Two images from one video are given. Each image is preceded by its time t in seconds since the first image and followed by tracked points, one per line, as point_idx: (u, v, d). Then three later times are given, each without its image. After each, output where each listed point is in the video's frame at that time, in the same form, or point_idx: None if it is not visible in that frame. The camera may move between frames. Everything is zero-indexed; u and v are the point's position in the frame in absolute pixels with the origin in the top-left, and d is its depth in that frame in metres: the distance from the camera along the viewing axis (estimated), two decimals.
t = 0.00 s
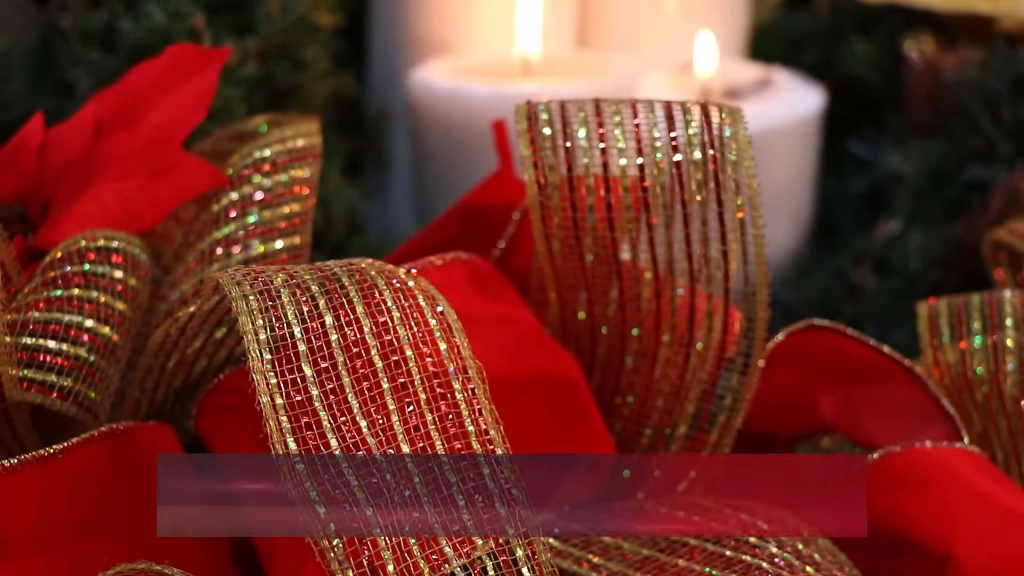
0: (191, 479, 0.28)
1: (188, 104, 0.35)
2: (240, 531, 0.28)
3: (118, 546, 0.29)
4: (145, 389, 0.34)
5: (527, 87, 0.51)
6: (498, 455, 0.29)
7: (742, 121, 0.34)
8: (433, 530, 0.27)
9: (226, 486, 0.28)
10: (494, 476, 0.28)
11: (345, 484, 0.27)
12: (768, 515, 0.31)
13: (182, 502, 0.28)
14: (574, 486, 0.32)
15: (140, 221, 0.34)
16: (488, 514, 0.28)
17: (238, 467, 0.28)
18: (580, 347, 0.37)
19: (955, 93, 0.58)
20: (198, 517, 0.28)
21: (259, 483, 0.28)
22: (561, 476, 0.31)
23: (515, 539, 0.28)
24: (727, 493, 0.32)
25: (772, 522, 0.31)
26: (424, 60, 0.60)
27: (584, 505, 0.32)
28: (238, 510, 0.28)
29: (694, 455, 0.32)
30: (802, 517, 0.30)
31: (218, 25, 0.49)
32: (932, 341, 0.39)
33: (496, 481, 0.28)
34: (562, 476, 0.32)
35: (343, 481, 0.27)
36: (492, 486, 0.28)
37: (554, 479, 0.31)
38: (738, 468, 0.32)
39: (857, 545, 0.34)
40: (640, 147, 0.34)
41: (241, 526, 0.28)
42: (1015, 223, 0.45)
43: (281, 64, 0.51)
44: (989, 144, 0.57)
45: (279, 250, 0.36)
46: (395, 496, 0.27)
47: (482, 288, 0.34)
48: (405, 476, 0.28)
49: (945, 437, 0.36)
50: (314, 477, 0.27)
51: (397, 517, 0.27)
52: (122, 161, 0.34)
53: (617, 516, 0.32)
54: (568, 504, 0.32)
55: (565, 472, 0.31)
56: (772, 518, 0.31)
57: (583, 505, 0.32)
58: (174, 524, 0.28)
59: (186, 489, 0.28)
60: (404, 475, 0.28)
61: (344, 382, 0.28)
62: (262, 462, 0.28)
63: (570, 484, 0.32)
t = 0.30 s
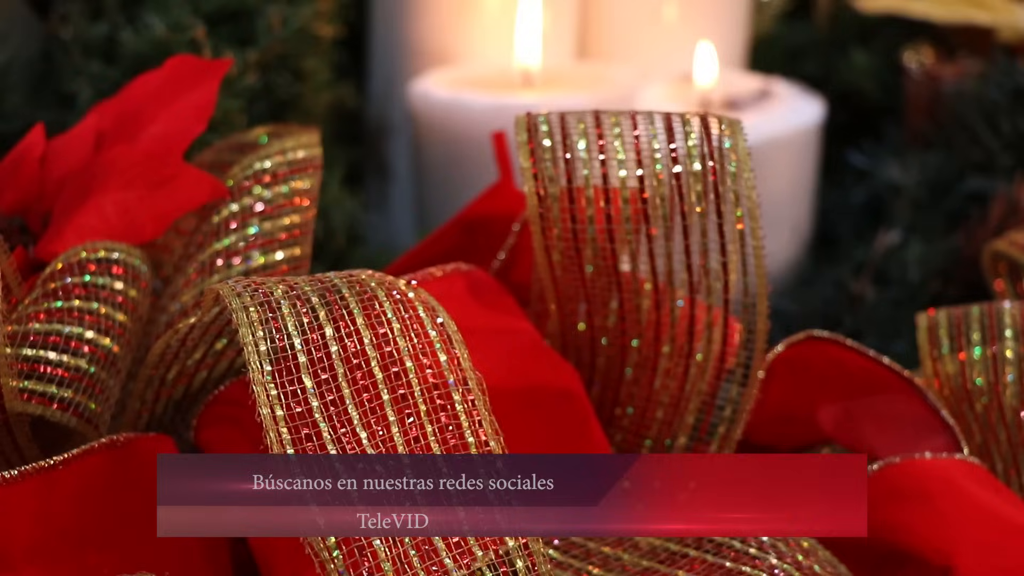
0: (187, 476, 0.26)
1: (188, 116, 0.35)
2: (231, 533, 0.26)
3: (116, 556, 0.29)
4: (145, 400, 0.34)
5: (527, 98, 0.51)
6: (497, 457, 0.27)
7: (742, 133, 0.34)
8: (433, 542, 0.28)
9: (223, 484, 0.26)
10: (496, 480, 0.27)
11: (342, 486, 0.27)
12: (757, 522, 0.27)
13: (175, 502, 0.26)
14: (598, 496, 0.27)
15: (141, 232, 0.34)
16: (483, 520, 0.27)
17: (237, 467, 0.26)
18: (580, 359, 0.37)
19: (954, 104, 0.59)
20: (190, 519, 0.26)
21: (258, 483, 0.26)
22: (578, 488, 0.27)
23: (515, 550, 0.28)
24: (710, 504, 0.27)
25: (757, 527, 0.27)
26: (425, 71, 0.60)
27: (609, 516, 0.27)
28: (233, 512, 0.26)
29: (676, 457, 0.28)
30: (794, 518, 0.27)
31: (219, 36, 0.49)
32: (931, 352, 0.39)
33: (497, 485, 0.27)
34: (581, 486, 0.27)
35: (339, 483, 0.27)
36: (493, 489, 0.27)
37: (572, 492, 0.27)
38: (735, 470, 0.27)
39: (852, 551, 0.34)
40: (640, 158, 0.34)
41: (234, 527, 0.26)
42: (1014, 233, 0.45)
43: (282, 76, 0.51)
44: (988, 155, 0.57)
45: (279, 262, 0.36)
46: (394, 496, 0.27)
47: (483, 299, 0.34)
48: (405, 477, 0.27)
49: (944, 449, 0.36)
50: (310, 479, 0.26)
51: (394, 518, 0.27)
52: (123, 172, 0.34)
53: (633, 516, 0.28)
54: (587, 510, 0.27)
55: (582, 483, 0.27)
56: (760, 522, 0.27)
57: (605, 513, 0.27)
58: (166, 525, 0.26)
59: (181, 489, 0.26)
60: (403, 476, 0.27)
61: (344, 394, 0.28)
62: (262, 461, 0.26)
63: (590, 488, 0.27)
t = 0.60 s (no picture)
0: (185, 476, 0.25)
1: (188, 127, 0.35)
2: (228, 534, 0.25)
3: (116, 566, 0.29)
4: (146, 411, 0.34)
5: (526, 109, 0.51)
6: (497, 456, 0.26)
7: (742, 144, 0.35)
8: (433, 553, 0.27)
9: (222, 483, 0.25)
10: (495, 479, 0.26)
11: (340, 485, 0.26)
12: (758, 522, 0.26)
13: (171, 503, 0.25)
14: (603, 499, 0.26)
15: (141, 243, 0.34)
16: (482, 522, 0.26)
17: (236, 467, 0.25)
18: (580, 370, 0.37)
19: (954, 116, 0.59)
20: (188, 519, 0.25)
21: (257, 484, 0.25)
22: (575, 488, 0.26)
23: (515, 561, 0.28)
24: (711, 503, 0.26)
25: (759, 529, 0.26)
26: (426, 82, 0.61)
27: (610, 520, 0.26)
28: (231, 513, 0.25)
29: (678, 456, 0.26)
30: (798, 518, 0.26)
31: (219, 48, 0.49)
32: (930, 363, 0.39)
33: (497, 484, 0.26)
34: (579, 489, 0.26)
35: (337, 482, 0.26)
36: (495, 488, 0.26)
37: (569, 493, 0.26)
38: (737, 469, 0.26)
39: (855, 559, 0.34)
40: (640, 170, 0.35)
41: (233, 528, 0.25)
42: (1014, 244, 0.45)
43: (283, 87, 0.51)
44: (987, 166, 0.57)
45: (280, 272, 0.36)
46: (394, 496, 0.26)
47: (484, 310, 0.35)
48: (404, 477, 0.26)
49: (944, 460, 0.36)
50: (308, 478, 0.26)
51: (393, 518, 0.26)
52: (123, 183, 0.34)
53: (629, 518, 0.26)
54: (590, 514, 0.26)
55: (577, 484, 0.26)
56: (761, 522, 0.26)
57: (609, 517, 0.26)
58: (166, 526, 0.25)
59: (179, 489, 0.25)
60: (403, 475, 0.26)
61: (344, 406, 0.28)
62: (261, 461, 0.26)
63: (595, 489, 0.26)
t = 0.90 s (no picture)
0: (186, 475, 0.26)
1: (188, 138, 0.35)
2: (226, 531, 0.26)
3: None
4: (145, 421, 0.34)
5: (526, 119, 0.51)
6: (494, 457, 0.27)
7: (742, 155, 0.35)
8: (433, 565, 0.28)
9: (223, 483, 0.26)
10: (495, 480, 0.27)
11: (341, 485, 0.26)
12: (754, 521, 0.27)
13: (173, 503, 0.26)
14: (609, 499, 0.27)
15: (140, 253, 0.34)
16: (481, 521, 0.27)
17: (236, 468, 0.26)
18: (580, 380, 0.38)
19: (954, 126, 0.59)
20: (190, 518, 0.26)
21: (258, 485, 0.26)
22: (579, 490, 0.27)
23: (515, 572, 0.28)
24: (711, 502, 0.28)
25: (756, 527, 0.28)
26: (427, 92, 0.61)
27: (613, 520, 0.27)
28: (227, 513, 0.26)
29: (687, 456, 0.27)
30: (798, 517, 0.27)
31: (219, 57, 0.49)
32: (932, 374, 0.39)
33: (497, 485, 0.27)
34: (583, 489, 0.27)
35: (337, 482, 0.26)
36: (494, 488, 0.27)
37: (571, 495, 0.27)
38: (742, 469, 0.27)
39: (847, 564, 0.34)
40: (640, 180, 0.35)
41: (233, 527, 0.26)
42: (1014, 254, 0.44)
43: (282, 96, 0.51)
44: (988, 176, 0.58)
45: (279, 282, 0.36)
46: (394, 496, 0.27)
47: (484, 321, 0.35)
48: (404, 477, 0.27)
49: (944, 472, 0.36)
50: (308, 478, 0.26)
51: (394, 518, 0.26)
52: (122, 194, 0.34)
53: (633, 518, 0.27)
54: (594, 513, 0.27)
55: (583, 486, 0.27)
56: (758, 522, 0.27)
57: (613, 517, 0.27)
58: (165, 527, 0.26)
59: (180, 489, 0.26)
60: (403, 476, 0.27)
61: (344, 416, 0.28)
62: (260, 462, 0.26)
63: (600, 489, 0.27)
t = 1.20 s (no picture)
0: (196, 477, 0.30)
1: (186, 147, 0.34)
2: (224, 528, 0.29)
3: None
4: (145, 432, 0.34)
5: (525, 128, 0.51)
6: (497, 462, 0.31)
7: (743, 164, 0.35)
8: None
9: (229, 484, 0.29)
10: (496, 480, 0.31)
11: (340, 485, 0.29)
12: (748, 521, 0.32)
13: (180, 502, 0.29)
14: (619, 499, 0.31)
15: (139, 263, 0.34)
16: (481, 520, 0.30)
17: (241, 470, 0.29)
18: (580, 391, 0.37)
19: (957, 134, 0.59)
20: (195, 516, 0.29)
21: (257, 485, 0.29)
22: (577, 490, 0.31)
23: None
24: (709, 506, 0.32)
25: (755, 526, 0.32)
26: (426, 100, 0.61)
27: (615, 519, 0.31)
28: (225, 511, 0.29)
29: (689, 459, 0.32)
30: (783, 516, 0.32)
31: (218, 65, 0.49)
32: (934, 384, 0.39)
33: (497, 485, 0.31)
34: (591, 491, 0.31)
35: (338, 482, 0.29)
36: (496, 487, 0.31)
37: (570, 496, 0.31)
38: (732, 472, 0.32)
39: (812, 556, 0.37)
40: (641, 190, 0.35)
41: (233, 524, 0.29)
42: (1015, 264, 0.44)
43: (281, 105, 0.52)
44: (991, 184, 0.58)
45: (278, 292, 0.36)
46: (393, 496, 0.30)
47: (485, 332, 0.34)
48: (404, 478, 0.30)
49: (945, 482, 0.36)
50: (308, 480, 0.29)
51: (393, 517, 0.29)
52: (121, 203, 0.34)
53: (634, 518, 0.31)
54: (600, 511, 0.31)
55: (583, 487, 0.31)
56: (754, 521, 0.32)
57: (616, 515, 0.31)
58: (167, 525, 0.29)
59: (187, 488, 0.30)
60: (403, 476, 0.29)
61: (343, 427, 0.28)
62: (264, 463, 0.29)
63: (611, 491, 0.31)
